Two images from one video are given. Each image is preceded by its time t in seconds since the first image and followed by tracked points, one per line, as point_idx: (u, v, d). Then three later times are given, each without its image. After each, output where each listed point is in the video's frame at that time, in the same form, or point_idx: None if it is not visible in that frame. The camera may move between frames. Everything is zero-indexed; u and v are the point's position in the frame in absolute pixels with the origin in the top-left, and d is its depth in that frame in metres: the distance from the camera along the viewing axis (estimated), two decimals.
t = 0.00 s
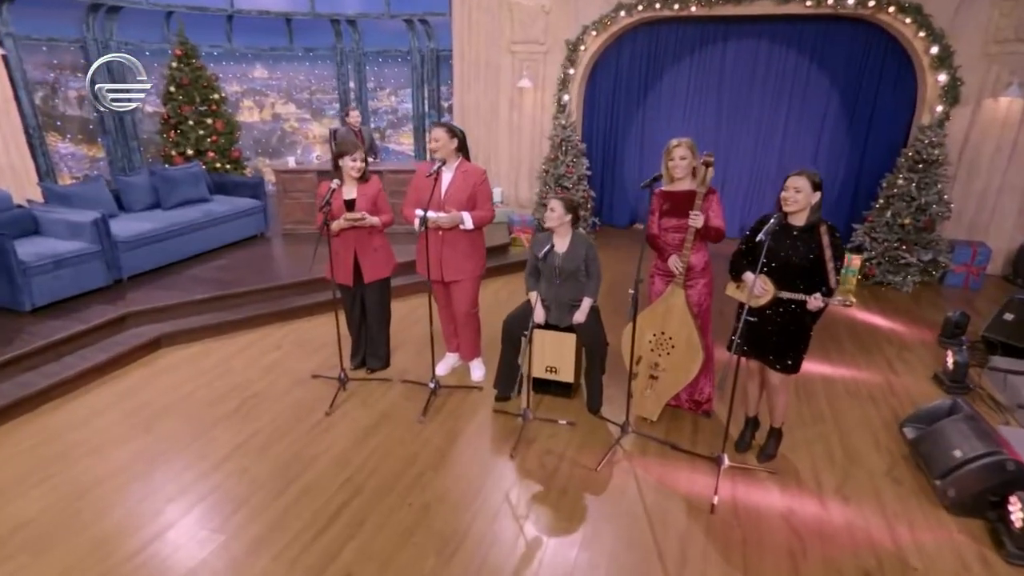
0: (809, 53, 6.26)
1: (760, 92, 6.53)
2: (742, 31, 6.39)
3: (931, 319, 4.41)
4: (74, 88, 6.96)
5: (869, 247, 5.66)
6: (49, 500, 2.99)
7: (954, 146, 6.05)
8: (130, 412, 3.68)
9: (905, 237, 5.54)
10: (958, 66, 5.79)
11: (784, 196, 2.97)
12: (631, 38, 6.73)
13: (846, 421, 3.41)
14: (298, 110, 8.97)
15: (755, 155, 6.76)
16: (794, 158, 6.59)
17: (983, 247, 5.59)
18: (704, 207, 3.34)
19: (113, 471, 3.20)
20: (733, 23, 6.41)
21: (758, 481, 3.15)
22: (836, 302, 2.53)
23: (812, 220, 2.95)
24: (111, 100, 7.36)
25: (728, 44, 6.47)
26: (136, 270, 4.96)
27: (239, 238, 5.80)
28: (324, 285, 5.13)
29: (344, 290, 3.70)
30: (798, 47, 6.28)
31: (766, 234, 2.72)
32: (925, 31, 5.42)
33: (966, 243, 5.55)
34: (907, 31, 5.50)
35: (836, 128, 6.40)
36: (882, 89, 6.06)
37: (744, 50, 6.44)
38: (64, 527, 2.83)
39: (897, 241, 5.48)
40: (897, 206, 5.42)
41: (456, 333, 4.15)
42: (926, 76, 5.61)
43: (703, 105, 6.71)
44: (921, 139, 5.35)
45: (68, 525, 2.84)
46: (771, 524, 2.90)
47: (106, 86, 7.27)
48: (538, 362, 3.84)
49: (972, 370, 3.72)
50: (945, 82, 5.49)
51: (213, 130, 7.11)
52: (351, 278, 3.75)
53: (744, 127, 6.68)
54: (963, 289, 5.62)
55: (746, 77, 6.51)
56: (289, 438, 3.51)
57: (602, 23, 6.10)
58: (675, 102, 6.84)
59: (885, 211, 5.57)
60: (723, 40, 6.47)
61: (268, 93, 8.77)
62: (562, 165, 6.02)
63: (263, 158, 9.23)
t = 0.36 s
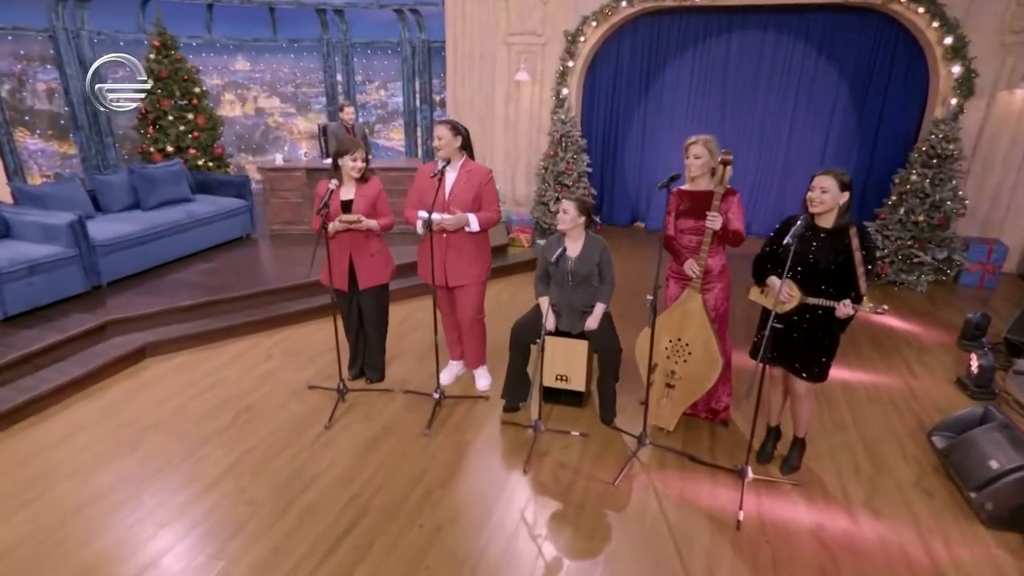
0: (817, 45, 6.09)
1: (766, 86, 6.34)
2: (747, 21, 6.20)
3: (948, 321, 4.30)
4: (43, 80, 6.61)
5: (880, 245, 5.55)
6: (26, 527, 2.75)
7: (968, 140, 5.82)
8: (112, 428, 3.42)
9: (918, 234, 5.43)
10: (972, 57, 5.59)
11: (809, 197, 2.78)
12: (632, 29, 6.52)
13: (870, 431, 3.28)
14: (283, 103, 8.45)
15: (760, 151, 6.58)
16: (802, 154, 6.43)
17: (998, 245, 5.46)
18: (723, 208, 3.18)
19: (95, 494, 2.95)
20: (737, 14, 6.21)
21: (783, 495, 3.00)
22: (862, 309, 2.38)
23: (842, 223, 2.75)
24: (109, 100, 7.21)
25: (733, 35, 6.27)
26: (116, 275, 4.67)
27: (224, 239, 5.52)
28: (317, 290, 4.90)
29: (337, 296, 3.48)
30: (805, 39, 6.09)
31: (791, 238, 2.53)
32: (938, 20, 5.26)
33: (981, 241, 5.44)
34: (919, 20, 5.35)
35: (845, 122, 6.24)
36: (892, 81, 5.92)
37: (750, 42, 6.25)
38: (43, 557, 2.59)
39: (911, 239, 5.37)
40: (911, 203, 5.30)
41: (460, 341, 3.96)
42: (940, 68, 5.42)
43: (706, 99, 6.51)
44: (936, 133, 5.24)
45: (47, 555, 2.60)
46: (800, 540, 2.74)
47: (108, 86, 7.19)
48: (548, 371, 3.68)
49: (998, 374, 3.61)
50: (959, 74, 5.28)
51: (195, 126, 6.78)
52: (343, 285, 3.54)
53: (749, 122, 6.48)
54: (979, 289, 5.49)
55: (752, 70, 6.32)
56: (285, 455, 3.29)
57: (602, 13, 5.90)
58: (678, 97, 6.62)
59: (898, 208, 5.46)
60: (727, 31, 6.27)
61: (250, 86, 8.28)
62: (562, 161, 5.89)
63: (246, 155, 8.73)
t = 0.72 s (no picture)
0: (822, 36, 5.78)
1: (769, 79, 6.03)
2: (750, 12, 5.92)
3: (961, 321, 4.27)
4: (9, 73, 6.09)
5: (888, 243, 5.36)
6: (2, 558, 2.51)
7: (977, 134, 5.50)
8: (95, 447, 3.17)
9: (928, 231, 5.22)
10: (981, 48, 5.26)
11: (832, 196, 2.61)
12: (630, 21, 6.26)
13: (891, 437, 3.18)
14: (264, 97, 7.60)
15: (762, 149, 6.27)
16: (806, 151, 6.13)
17: (1009, 241, 5.30)
18: (737, 209, 3.00)
19: (79, 521, 2.71)
20: (739, 5, 5.93)
21: (808, 509, 2.84)
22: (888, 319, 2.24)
23: (868, 225, 2.56)
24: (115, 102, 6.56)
25: (736, 27, 5.98)
26: (94, 282, 4.39)
27: (207, 242, 5.26)
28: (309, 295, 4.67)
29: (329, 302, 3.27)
30: (810, 30, 5.79)
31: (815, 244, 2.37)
32: (947, 10, 4.99)
33: (991, 238, 5.25)
34: (927, 10, 5.08)
35: (851, 117, 5.92)
36: (899, 72, 5.61)
37: (752, 33, 5.96)
38: None
39: (921, 236, 5.15)
40: (920, 199, 5.08)
41: (463, 349, 3.79)
42: (948, 60, 5.14)
43: (706, 94, 6.22)
44: (945, 127, 4.99)
45: None
46: (828, 553, 2.61)
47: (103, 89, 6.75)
48: (557, 380, 3.53)
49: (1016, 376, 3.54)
50: (969, 66, 5.03)
51: (174, 122, 6.52)
52: (332, 291, 3.30)
53: (751, 117, 6.18)
54: (991, 287, 5.30)
55: (755, 63, 6.02)
56: (283, 473, 3.08)
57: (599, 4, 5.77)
58: (677, 91, 6.35)
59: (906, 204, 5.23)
60: (729, 22, 5.98)
61: (229, 80, 7.43)
62: (560, 159, 5.80)
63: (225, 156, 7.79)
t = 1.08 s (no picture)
0: (820, 30, 5.68)
1: (767, 73, 5.92)
2: (748, 4, 5.79)
3: (966, 319, 4.28)
4: None
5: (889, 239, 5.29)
6: None
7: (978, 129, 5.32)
8: (76, 467, 2.94)
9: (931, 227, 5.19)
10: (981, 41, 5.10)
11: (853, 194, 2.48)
12: (624, 14, 6.14)
13: (907, 439, 3.11)
14: (243, 93, 7.32)
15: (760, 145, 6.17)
16: (804, 147, 6.03)
17: (1012, 236, 5.20)
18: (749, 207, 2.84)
19: (61, 549, 2.49)
20: None
21: (829, 518, 2.73)
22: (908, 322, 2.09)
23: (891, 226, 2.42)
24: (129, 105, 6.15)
25: (732, 20, 5.86)
26: (69, 288, 4.13)
27: (189, 245, 5.01)
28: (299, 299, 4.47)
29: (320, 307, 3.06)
30: (808, 23, 5.69)
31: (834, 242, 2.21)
32: (948, 2, 4.92)
33: (994, 234, 5.17)
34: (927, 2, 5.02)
35: (850, 112, 5.83)
36: (898, 67, 5.56)
37: (749, 26, 5.83)
38: None
39: (924, 232, 5.14)
40: (923, 195, 5.05)
41: (464, 356, 3.65)
42: (949, 53, 5.13)
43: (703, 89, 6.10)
44: (948, 121, 4.96)
45: None
46: (853, 563, 2.50)
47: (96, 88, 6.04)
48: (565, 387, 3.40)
49: None
50: (970, 59, 5.02)
51: (149, 119, 6.23)
52: (322, 297, 3.09)
53: (749, 113, 6.06)
54: (994, 283, 5.22)
55: (753, 57, 5.90)
56: (281, 491, 2.89)
57: None
58: (673, 86, 6.23)
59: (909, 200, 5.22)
60: (725, 15, 5.86)
61: (206, 75, 7.15)
62: (554, 156, 5.73)
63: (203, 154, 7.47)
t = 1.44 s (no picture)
0: (813, 25, 5.66)
1: (759, 69, 5.89)
2: None
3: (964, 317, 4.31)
4: None
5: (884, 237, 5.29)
6: None
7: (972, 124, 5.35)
8: (59, 486, 2.75)
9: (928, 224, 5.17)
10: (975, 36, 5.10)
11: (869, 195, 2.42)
12: (615, 8, 6.07)
13: (917, 439, 3.08)
14: (221, 90, 7.07)
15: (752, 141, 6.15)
16: (797, 143, 6.02)
17: (1006, 233, 5.27)
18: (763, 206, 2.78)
19: None
20: None
21: (845, 523, 2.65)
22: (928, 323, 2.01)
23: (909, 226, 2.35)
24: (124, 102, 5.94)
25: (724, 15, 5.83)
26: (45, 296, 3.90)
27: (170, 249, 4.79)
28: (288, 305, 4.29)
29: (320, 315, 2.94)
30: (800, 18, 5.67)
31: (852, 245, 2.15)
32: None
33: (989, 230, 5.24)
34: None
35: (842, 108, 5.83)
36: (891, 62, 5.55)
37: (741, 21, 5.80)
38: None
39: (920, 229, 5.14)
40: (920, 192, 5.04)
41: (465, 361, 3.53)
42: (942, 48, 5.13)
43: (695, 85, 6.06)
44: (943, 117, 4.97)
45: None
46: (873, 567, 2.44)
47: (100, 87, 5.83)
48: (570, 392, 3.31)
49: None
50: (963, 54, 5.02)
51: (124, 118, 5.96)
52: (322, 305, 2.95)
53: (741, 109, 6.03)
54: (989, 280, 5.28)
55: (745, 52, 5.87)
56: (279, 509, 2.74)
57: None
58: (664, 82, 6.18)
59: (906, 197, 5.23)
60: (717, 10, 5.82)
61: (181, 71, 6.93)
62: (546, 154, 5.66)
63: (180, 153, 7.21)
